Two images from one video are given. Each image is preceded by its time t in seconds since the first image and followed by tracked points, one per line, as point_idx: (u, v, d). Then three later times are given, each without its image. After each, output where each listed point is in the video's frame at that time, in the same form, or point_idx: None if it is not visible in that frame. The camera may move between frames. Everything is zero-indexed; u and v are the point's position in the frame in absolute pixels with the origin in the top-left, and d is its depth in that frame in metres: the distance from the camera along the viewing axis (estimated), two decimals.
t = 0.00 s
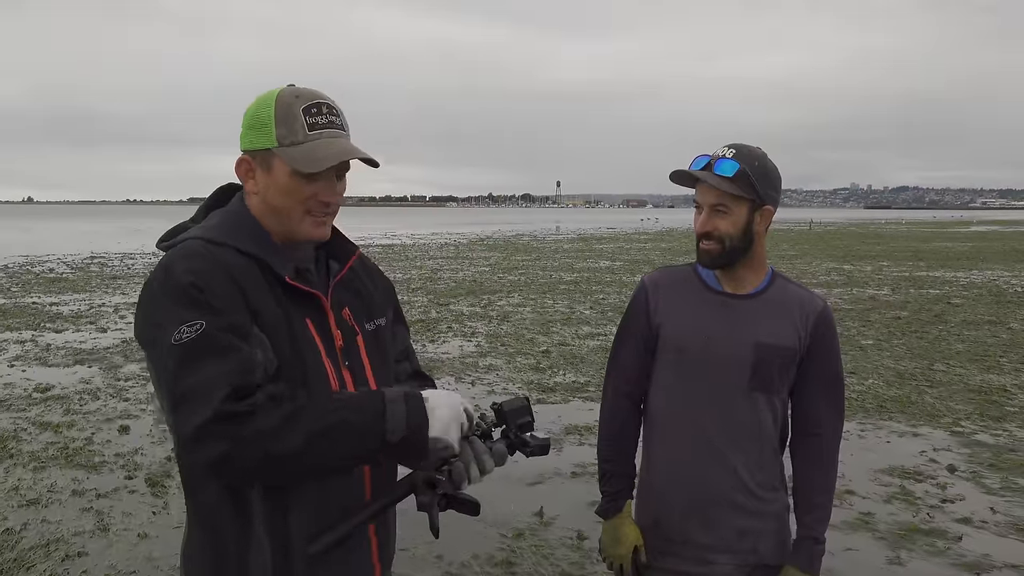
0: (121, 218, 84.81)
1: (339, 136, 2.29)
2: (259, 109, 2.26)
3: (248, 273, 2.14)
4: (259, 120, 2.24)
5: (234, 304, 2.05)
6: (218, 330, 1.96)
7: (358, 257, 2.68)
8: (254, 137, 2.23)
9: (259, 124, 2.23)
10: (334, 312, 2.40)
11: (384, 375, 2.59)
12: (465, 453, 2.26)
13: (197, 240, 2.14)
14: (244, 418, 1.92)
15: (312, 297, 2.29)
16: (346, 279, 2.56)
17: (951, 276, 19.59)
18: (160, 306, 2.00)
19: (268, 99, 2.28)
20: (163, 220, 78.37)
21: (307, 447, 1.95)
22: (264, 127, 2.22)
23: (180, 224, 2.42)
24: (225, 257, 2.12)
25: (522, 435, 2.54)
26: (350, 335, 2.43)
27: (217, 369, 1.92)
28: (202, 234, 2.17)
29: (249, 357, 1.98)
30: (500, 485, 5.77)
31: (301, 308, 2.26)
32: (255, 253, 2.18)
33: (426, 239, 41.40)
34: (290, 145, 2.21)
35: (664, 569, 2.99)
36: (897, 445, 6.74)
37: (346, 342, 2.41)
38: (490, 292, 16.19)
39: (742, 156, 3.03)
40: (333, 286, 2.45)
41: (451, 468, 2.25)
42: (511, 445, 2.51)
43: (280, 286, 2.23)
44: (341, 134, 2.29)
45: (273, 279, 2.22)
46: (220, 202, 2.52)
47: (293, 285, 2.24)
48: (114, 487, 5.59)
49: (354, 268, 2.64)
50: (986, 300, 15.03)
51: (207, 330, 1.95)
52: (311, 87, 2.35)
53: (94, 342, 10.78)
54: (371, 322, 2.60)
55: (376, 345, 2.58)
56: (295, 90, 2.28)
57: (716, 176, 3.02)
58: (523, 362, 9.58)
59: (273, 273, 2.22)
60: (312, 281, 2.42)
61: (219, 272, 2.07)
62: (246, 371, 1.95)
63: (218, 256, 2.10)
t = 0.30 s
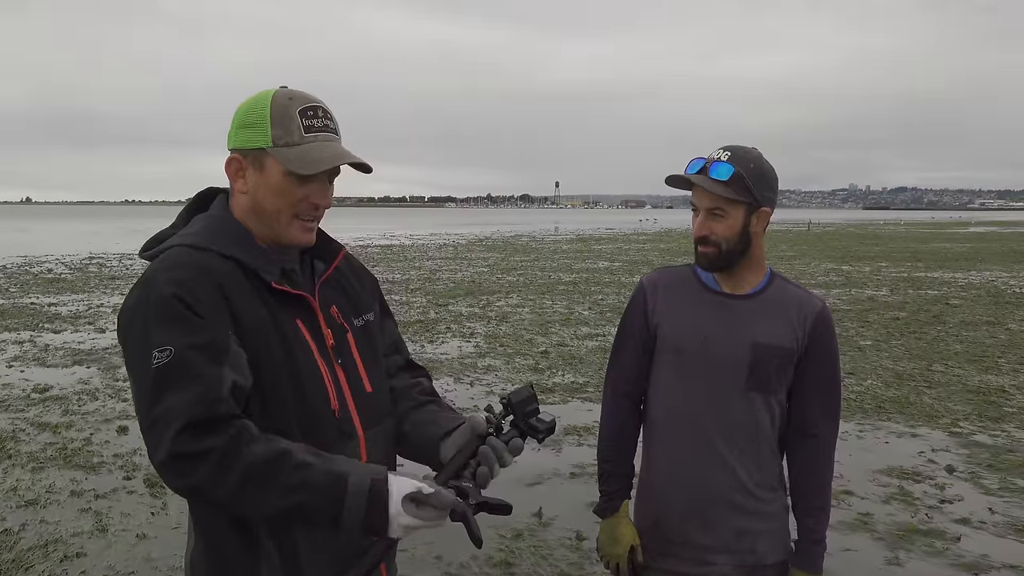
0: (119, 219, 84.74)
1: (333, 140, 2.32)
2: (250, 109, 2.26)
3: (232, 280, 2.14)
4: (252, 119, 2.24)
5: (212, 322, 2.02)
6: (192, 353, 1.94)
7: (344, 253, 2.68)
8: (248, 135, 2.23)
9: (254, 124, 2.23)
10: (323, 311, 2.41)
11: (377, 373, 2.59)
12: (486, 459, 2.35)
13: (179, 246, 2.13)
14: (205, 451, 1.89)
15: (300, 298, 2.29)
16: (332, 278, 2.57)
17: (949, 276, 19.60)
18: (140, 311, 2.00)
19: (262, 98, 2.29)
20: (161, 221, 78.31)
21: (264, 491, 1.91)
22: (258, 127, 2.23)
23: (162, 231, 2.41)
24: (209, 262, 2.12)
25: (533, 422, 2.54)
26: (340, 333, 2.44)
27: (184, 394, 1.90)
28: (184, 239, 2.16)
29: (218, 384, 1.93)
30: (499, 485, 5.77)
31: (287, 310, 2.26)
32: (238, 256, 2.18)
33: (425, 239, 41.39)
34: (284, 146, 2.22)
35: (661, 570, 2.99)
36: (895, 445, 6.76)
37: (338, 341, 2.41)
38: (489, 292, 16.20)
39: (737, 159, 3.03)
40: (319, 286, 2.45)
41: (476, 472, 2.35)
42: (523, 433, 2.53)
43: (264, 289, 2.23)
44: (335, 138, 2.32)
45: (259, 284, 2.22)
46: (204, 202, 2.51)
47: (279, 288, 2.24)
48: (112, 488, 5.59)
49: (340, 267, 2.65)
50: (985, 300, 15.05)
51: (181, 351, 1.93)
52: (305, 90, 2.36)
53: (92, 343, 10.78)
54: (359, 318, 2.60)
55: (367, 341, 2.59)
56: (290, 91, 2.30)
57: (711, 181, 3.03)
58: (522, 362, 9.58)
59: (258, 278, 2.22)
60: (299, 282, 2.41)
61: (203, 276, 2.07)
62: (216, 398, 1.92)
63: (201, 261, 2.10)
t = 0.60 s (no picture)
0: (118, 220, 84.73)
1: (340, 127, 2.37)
2: (250, 105, 2.24)
3: (228, 284, 2.14)
4: (259, 115, 2.23)
5: (186, 338, 1.99)
6: (158, 371, 1.92)
7: (343, 253, 2.67)
8: (258, 132, 2.22)
9: (261, 120, 2.22)
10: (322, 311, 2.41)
11: (375, 372, 2.59)
12: (506, 437, 2.49)
13: (175, 250, 2.13)
14: (154, 468, 1.89)
15: (298, 299, 2.29)
16: (331, 277, 2.56)
17: (949, 277, 19.61)
18: (120, 320, 2.00)
19: (258, 93, 2.28)
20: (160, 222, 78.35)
21: (209, 508, 1.90)
22: (268, 122, 2.22)
23: (160, 233, 2.40)
24: (206, 267, 2.11)
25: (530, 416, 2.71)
26: (338, 333, 2.44)
27: (142, 413, 1.89)
28: (180, 243, 2.16)
29: (178, 406, 1.90)
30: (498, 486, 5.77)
31: (286, 313, 2.26)
32: (236, 261, 2.18)
33: (425, 240, 41.39)
34: (300, 139, 2.23)
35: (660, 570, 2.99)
36: (895, 445, 6.76)
37: (337, 341, 2.42)
38: (488, 293, 16.20)
39: (740, 156, 3.04)
40: (318, 286, 2.45)
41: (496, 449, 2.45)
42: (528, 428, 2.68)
43: (264, 294, 2.22)
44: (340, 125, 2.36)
45: (259, 289, 2.22)
46: (202, 202, 2.50)
47: (278, 291, 2.23)
48: (112, 489, 5.59)
49: (339, 267, 2.64)
50: (984, 301, 15.07)
51: (148, 369, 1.92)
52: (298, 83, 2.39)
53: (91, 344, 10.77)
54: (358, 317, 2.60)
55: (364, 341, 2.59)
56: (287, 85, 2.32)
57: (714, 176, 3.02)
58: (521, 363, 9.59)
59: (256, 282, 2.22)
60: (298, 284, 2.40)
61: (196, 285, 2.06)
62: (173, 417, 1.90)
63: (194, 267, 2.09)
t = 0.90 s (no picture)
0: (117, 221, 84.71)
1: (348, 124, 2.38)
2: (258, 106, 2.24)
3: (231, 284, 2.13)
4: (267, 115, 2.22)
5: (184, 341, 1.98)
6: (152, 371, 1.92)
7: (347, 252, 2.67)
8: (269, 132, 2.22)
9: (273, 119, 2.22)
10: (327, 310, 2.40)
11: (378, 371, 2.59)
12: (505, 423, 2.50)
13: (180, 249, 2.12)
14: (139, 470, 1.89)
15: (304, 297, 2.29)
16: (335, 275, 2.56)
17: (948, 277, 19.61)
18: (122, 313, 2.00)
19: (262, 93, 2.28)
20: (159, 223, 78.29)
21: (187, 514, 1.90)
22: (277, 122, 2.22)
23: (164, 231, 2.38)
24: (211, 266, 2.11)
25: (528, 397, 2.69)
26: (343, 331, 2.44)
27: (133, 412, 1.90)
28: (185, 242, 2.15)
29: (169, 410, 1.91)
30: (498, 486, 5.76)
31: (292, 311, 2.25)
32: (244, 259, 2.18)
33: (425, 241, 41.40)
34: (310, 136, 2.24)
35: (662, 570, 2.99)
36: (895, 446, 6.76)
37: (342, 340, 2.41)
38: (488, 293, 16.20)
39: (739, 159, 3.03)
40: (323, 284, 2.43)
41: (494, 436, 2.48)
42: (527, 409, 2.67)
43: (269, 293, 2.21)
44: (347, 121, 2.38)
45: (266, 287, 2.21)
46: (205, 202, 2.49)
47: (285, 289, 2.23)
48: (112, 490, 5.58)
49: (342, 266, 2.63)
50: (983, 301, 15.06)
51: (142, 370, 1.92)
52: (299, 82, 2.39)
53: (91, 345, 10.76)
54: (361, 316, 2.60)
55: (367, 340, 2.58)
56: (292, 83, 2.33)
57: (711, 180, 3.02)
58: (521, 363, 9.58)
59: (264, 280, 2.21)
60: (304, 282, 2.39)
61: (200, 285, 2.06)
62: (162, 420, 1.90)
63: (199, 266, 2.09)
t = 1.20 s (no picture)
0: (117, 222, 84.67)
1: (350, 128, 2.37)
2: (260, 109, 2.25)
3: (234, 282, 2.13)
4: (268, 118, 2.24)
5: (191, 337, 1.99)
6: (162, 370, 1.92)
7: (353, 254, 2.66)
8: (268, 134, 2.23)
9: (272, 122, 2.23)
10: (330, 310, 2.40)
11: (382, 372, 2.58)
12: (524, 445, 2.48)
13: (183, 251, 2.13)
14: (158, 464, 1.89)
15: (306, 298, 2.29)
16: (340, 277, 2.56)
17: (948, 277, 19.60)
18: (125, 319, 2.00)
19: (268, 96, 2.30)
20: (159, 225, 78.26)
21: (218, 499, 1.92)
22: (276, 125, 2.22)
23: (169, 231, 2.39)
24: (214, 266, 2.11)
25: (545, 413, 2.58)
26: (347, 332, 2.43)
27: (148, 411, 1.90)
28: (188, 243, 2.16)
29: (183, 404, 1.92)
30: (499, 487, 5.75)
31: (293, 311, 2.25)
32: (245, 260, 2.18)
33: (425, 242, 41.35)
34: (307, 140, 2.23)
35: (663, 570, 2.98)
36: (896, 446, 6.75)
37: (344, 341, 2.40)
38: (488, 294, 16.20)
39: (738, 158, 3.03)
40: (326, 285, 2.43)
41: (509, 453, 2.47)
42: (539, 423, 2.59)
43: (271, 293, 2.21)
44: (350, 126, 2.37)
45: (265, 286, 2.21)
46: (210, 203, 2.50)
47: (285, 290, 2.22)
48: (112, 492, 5.57)
49: (349, 266, 2.63)
50: (984, 301, 15.03)
51: (152, 368, 1.92)
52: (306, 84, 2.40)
53: (91, 347, 10.74)
54: (366, 317, 2.59)
55: (372, 340, 2.57)
56: (297, 87, 2.33)
57: (710, 180, 3.02)
58: (521, 364, 9.57)
59: (264, 280, 2.21)
60: (306, 283, 2.38)
61: (204, 284, 2.06)
62: (178, 415, 1.91)
63: (200, 266, 2.09)
